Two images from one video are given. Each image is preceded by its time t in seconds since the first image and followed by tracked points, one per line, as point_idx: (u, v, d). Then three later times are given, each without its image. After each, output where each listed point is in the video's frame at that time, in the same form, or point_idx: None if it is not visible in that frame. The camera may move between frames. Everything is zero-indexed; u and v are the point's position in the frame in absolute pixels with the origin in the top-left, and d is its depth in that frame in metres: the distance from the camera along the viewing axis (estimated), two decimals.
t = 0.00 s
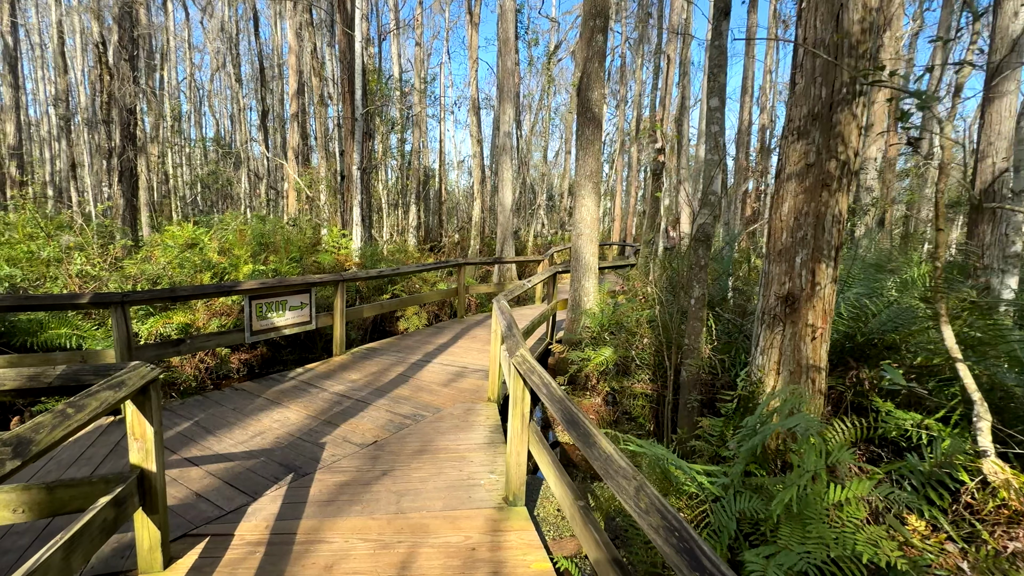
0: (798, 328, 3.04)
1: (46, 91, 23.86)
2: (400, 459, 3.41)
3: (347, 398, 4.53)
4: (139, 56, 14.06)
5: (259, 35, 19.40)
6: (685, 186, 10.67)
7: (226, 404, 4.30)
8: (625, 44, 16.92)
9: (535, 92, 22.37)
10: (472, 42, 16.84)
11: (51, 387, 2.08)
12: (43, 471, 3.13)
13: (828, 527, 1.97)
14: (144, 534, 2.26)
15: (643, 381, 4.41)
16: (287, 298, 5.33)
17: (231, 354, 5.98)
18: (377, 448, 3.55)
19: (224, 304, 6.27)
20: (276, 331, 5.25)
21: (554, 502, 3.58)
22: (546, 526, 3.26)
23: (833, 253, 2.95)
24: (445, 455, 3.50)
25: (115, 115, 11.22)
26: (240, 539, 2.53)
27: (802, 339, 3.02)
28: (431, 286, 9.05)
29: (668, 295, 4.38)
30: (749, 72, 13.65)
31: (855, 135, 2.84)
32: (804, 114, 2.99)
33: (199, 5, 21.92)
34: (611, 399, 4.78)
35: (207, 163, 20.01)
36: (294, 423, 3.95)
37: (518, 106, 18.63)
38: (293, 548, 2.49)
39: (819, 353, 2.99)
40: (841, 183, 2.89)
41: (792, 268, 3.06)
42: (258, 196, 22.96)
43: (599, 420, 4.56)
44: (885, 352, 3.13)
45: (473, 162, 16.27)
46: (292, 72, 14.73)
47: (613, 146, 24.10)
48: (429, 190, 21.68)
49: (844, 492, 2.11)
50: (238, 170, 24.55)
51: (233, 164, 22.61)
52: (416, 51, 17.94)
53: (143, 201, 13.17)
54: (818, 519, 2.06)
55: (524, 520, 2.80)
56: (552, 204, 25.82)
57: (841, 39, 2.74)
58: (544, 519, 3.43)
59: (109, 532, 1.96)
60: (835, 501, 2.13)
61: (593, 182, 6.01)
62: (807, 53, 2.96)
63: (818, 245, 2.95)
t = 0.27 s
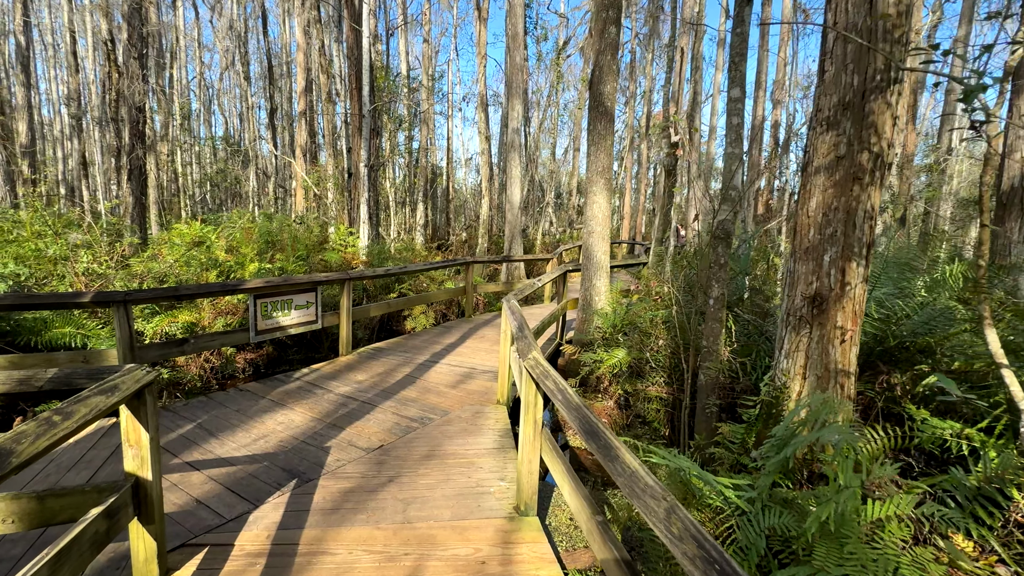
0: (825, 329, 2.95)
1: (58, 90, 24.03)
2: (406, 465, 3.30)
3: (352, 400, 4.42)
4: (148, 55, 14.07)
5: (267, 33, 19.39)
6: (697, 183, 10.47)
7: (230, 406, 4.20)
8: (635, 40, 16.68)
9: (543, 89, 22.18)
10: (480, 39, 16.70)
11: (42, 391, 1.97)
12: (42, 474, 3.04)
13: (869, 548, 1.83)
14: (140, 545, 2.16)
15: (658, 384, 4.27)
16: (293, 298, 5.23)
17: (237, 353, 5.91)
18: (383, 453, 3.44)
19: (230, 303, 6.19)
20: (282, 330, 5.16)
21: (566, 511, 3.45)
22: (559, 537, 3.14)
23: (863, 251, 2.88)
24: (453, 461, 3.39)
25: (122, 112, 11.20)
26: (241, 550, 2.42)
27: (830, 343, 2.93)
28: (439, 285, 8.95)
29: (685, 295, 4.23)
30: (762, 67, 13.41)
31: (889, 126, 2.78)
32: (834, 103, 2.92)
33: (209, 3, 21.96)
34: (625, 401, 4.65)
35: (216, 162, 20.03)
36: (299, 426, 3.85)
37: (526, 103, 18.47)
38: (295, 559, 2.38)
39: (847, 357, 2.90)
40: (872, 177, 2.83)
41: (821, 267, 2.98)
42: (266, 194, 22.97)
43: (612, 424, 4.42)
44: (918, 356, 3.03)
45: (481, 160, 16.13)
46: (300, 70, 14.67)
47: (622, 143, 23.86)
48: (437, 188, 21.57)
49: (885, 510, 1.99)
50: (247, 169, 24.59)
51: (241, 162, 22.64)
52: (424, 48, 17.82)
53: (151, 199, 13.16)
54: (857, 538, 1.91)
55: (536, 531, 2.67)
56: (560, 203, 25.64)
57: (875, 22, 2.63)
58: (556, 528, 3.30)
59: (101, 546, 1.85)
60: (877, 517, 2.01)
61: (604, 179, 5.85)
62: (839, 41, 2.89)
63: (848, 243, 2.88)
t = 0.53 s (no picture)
0: (853, 333, 2.85)
1: (68, 90, 24.16)
2: (412, 472, 3.18)
3: (357, 403, 4.31)
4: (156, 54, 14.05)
5: (274, 32, 19.35)
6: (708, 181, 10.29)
7: (232, 409, 4.09)
8: (643, 37, 16.49)
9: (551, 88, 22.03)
10: (487, 36, 16.56)
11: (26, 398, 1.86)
12: (37, 481, 2.94)
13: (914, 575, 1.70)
14: (133, 559, 2.05)
15: (672, 388, 4.14)
16: (297, 298, 5.13)
17: (241, 354, 5.82)
18: (388, 459, 3.32)
19: (234, 303, 6.11)
20: (285, 331, 5.06)
21: (578, 521, 3.32)
22: (571, 549, 3.01)
23: (894, 249, 2.78)
24: (461, 468, 3.26)
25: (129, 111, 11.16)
26: (239, 563, 2.30)
27: (859, 347, 2.84)
28: (445, 285, 8.84)
29: (701, 297, 4.10)
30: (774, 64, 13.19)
31: (924, 116, 2.70)
32: (865, 93, 2.84)
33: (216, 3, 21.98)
34: (637, 405, 4.53)
35: (223, 161, 20.02)
36: (302, 430, 3.75)
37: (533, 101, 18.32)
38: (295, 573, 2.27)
39: (876, 362, 2.81)
40: (905, 171, 2.74)
41: (849, 266, 2.88)
42: (273, 193, 22.97)
43: (624, 429, 4.29)
44: (950, 361, 2.96)
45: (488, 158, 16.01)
46: (306, 69, 14.61)
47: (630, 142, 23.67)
48: (443, 188, 21.48)
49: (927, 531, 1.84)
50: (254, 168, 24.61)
51: (248, 162, 22.64)
52: (431, 47, 17.73)
53: (158, 198, 13.13)
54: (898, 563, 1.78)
55: (548, 545, 2.54)
56: (567, 202, 25.48)
57: (911, 6, 2.59)
58: (568, 539, 3.18)
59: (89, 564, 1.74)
60: (920, 538, 1.87)
61: (615, 176, 5.71)
62: (872, 29, 2.81)
63: (879, 240, 2.79)
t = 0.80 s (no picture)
0: (883, 340, 2.70)
1: (76, 91, 24.25)
2: (416, 483, 3.05)
3: (360, 409, 4.19)
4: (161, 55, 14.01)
5: (279, 31, 19.30)
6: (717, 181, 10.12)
7: (233, 414, 3.98)
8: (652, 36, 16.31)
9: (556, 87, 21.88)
10: (493, 36, 16.43)
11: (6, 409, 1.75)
12: (29, 490, 2.82)
13: None
14: None
15: (686, 395, 4.01)
16: (300, 299, 5.01)
17: (243, 357, 5.72)
18: (392, 469, 3.19)
19: (237, 305, 6.00)
20: (288, 334, 4.94)
21: (590, 534, 3.19)
22: (583, 565, 2.88)
23: (926, 251, 2.63)
24: (468, 479, 3.13)
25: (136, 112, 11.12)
26: None
27: (889, 355, 2.69)
28: (450, 285, 8.71)
29: (717, 300, 3.96)
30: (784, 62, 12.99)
31: (959, 111, 2.54)
32: (895, 87, 2.68)
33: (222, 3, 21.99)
34: (649, 412, 4.40)
35: (229, 161, 20.00)
36: (303, 437, 3.63)
37: (539, 101, 18.19)
38: None
39: (907, 370, 2.67)
40: (938, 169, 2.59)
41: (878, 270, 2.73)
42: (278, 193, 22.95)
43: (635, 436, 4.16)
44: (984, 370, 2.84)
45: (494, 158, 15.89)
46: (312, 69, 14.53)
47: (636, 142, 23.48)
48: (448, 187, 21.38)
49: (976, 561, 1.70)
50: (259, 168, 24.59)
51: (254, 162, 22.63)
52: (436, 46, 17.62)
53: (163, 198, 13.08)
54: None
55: (559, 563, 2.41)
56: (573, 202, 25.32)
57: None
58: (579, 554, 3.05)
59: None
60: (969, 567, 1.68)
61: (625, 175, 5.56)
62: (903, 19, 2.65)
63: (910, 242, 2.63)
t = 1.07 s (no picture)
0: (912, 349, 2.55)
1: (82, 91, 24.30)
2: (419, 496, 2.92)
3: (362, 417, 4.07)
4: (165, 55, 13.95)
5: (284, 32, 19.24)
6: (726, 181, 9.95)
7: (231, 421, 3.87)
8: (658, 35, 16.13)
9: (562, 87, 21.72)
10: (498, 35, 16.29)
11: None
12: (17, 502, 2.71)
13: None
14: None
15: (699, 404, 3.88)
16: (300, 302, 4.89)
17: (243, 360, 5.61)
18: (394, 481, 3.07)
19: (237, 307, 5.90)
20: (288, 338, 4.82)
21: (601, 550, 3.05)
22: None
23: (959, 256, 2.48)
24: (472, 492, 2.99)
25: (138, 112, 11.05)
26: None
27: (918, 366, 2.55)
28: (454, 287, 8.58)
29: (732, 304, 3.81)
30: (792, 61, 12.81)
31: (993, 108, 2.40)
32: (925, 82, 2.53)
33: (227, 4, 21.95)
34: (658, 420, 4.26)
35: (233, 162, 19.95)
36: (302, 446, 3.50)
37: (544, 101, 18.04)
38: None
39: (937, 382, 2.53)
40: (972, 169, 2.44)
41: (906, 276, 2.58)
42: (282, 194, 22.92)
43: (644, 444, 4.02)
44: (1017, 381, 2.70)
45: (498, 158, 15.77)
46: (316, 69, 14.44)
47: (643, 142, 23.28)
48: (453, 188, 21.27)
49: None
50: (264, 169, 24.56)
51: (258, 162, 22.60)
52: (441, 46, 17.51)
53: (167, 198, 13.03)
54: None
55: None
56: (578, 202, 25.16)
57: None
58: (590, 572, 2.91)
59: None
60: None
61: (634, 175, 5.41)
62: (933, 9, 2.50)
63: (942, 246, 2.48)
